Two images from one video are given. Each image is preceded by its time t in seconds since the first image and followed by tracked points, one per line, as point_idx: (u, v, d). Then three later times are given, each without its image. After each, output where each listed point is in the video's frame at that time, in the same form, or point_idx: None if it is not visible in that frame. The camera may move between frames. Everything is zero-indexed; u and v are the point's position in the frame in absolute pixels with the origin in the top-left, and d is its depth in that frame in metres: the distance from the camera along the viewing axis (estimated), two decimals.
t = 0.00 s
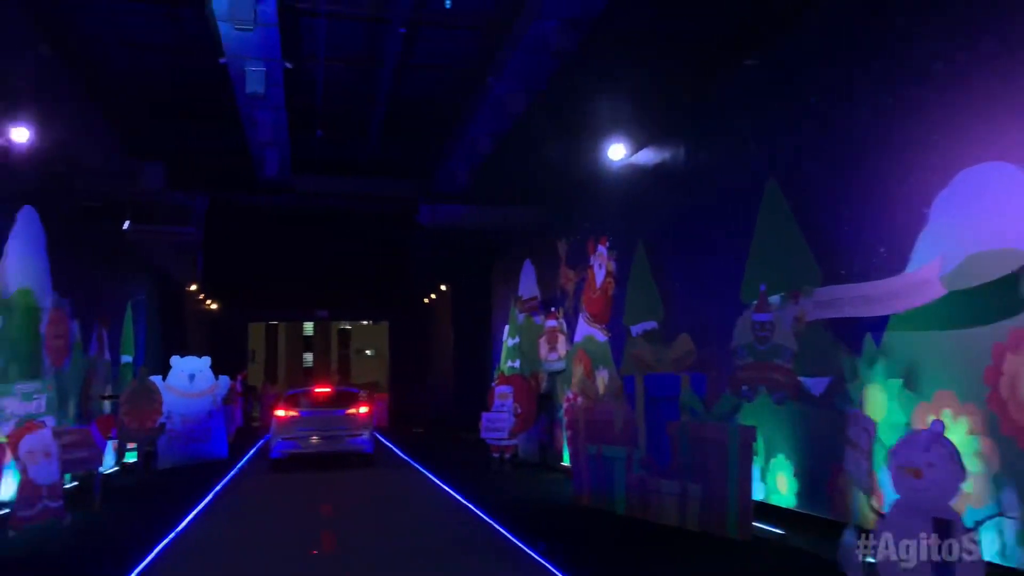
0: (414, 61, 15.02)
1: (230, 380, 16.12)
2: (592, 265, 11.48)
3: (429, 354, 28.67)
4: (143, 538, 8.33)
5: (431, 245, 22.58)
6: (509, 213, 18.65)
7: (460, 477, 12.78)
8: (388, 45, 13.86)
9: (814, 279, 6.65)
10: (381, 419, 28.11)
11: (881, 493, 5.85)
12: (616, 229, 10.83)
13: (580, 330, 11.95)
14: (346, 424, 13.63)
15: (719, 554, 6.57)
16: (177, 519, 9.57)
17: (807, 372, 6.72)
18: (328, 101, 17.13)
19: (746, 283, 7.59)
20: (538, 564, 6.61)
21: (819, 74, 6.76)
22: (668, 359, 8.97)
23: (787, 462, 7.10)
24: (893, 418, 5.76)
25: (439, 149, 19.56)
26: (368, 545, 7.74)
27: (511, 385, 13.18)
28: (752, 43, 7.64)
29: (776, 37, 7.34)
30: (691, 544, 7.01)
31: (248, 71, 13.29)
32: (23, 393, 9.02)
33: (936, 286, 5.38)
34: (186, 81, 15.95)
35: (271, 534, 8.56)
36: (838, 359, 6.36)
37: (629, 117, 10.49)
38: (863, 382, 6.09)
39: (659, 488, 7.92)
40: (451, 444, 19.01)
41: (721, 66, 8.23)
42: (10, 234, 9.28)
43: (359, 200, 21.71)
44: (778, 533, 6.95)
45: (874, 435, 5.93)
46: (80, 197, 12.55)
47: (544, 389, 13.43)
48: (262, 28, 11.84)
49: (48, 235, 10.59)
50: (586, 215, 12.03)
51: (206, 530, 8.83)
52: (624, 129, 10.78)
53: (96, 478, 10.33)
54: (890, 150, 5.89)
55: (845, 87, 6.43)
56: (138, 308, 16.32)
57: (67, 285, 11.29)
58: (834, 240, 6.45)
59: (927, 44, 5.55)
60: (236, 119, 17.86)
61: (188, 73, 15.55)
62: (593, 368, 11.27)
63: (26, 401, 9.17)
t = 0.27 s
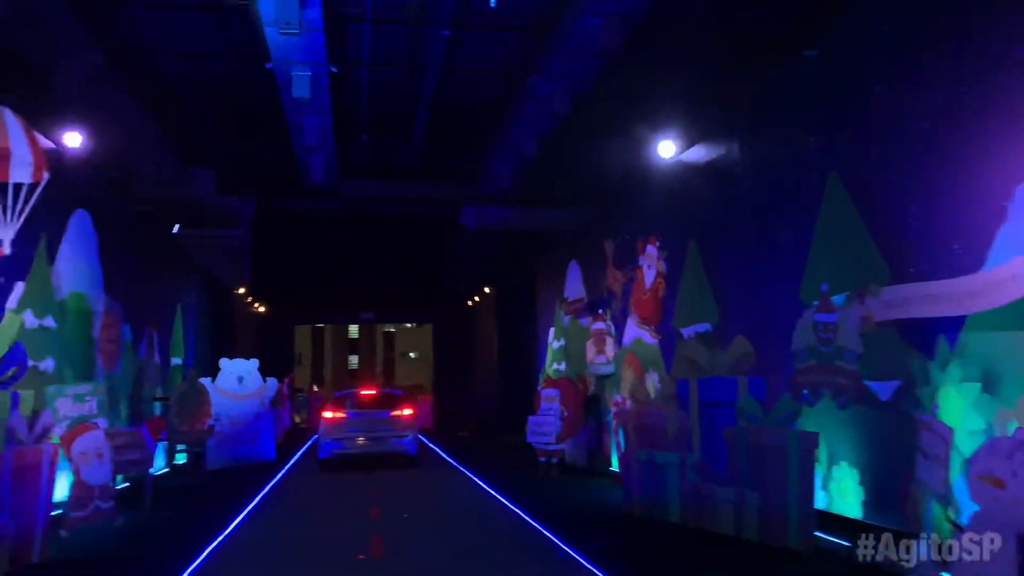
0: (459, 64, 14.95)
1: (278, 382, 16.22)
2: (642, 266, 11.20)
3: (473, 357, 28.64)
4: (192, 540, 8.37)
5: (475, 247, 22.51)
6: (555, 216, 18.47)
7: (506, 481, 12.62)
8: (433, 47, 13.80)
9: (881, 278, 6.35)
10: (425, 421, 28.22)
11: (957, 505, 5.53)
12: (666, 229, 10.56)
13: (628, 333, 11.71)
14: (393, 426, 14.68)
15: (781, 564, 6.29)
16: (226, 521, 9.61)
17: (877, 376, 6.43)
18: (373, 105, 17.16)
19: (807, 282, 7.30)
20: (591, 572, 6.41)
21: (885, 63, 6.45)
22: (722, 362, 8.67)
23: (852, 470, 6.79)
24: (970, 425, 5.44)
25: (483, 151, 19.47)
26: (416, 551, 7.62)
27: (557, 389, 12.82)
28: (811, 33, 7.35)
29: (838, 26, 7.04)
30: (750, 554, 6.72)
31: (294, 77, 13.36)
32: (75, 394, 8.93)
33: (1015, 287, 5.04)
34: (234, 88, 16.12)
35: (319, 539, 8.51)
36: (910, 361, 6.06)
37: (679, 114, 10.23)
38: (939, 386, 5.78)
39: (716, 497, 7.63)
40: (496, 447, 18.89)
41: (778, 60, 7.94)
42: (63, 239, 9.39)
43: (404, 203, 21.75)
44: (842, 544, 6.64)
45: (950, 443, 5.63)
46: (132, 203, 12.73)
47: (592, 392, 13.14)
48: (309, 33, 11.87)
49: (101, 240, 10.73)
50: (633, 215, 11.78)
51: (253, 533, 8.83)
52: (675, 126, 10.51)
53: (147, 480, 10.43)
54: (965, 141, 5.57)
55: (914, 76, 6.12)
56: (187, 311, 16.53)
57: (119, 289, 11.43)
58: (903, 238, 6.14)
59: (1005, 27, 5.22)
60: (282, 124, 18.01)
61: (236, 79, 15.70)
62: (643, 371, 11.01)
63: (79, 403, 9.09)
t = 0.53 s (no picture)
0: (497, 67, 14.85)
1: (317, 386, 16.25)
2: (686, 267, 10.94)
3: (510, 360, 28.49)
4: (232, 543, 8.32)
5: (513, 250, 22.37)
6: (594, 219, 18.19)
7: (546, 488, 12.43)
8: (471, 49, 13.71)
9: (948, 279, 6.07)
10: (462, 425, 28.09)
11: None
12: (711, 230, 10.29)
13: (671, 338, 11.47)
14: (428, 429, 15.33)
15: None
16: (265, 524, 9.56)
17: (941, 382, 6.14)
18: (411, 108, 17.14)
19: (862, 284, 7.01)
20: None
21: (947, 53, 6.15)
22: (772, 367, 8.39)
23: (913, 480, 6.50)
24: None
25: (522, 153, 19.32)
26: (456, 559, 7.50)
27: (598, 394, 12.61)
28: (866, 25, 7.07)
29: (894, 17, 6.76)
30: (801, 566, 6.48)
31: (333, 81, 13.36)
32: (116, 396, 8.80)
33: None
34: (274, 93, 16.21)
35: (358, 544, 8.41)
36: (977, 367, 5.77)
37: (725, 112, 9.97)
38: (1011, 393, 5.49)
39: (764, 505, 7.40)
40: (535, 452, 18.67)
41: (830, 53, 7.67)
42: (106, 241, 9.45)
43: (442, 207, 21.69)
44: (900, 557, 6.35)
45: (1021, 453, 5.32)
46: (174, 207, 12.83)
47: (633, 398, 12.90)
48: (348, 37, 11.85)
49: (143, 244, 10.80)
50: (676, 216, 11.52)
51: (292, 537, 8.76)
52: (720, 125, 10.26)
53: (187, 482, 10.44)
54: None
55: (979, 66, 5.83)
56: (228, 314, 16.63)
57: (160, 292, 11.49)
58: (972, 236, 5.86)
59: None
60: (322, 128, 18.08)
61: (276, 84, 15.79)
62: (687, 376, 10.75)
63: (120, 405, 8.96)
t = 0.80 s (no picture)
0: (526, 66, 14.65)
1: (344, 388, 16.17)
2: (721, 269, 10.67)
3: (537, 363, 28.29)
4: (256, 547, 8.18)
5: (541, 252, 22.18)
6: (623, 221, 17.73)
7: (575, 493, 12.23)
8: (500, 49, 13.54)
9: (1005, 279, 5.79)
10: (489, 428, 27.91)
11: None
12: (748, 230, 9.99)
13: (705, 342, 11.19)
14: (452, 430, 15.90)
15: None
16: (290, 528, 9.41)
17: (998, 388, 5.84)
18: (439, 109, 16.99)
19: (911, 285, 6.73)
20: None
21: (1007, 44, 5.85)
22: (812, 372, 8.12)
23: (967, 492, 6.16)
24: None
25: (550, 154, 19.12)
26: (484, 567, 7.32)
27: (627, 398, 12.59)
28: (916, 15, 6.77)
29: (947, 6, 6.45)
30: None
31: (361, 81, 13.24)
32: (142, 397, 8.74)
33: None
34: (302, 94, 16.16)
35: (385, 549, 8.25)
36: None
37: (763, 110, 9.70)
38: None
39: (806, 516, 7.11)
40: (563, 456, 18.41)
41: (876, 46, 7.36)
42: (134, 240, 9.38)
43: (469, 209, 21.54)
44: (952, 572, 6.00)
45: None
46: (202, 207, 12.79)
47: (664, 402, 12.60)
48: (376, 36, 11.72)
49: (171, 244, 10.74)
50: (710, 217, 11.24)
51: (317, 542, 8.61)
52: (756, 123, 9.97)
53: (213, 483, 10.35)
54: None
55: None
56: (255, 314, 16.59)
57: (188, 293, 11.45)
58: None
59: None
60: (349, 129, 18.00)
61: (304, 85, 15.73)
62: (721, 380, 10.49)
63: (146, 406, 8.91)
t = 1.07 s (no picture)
0: (549, 64, 14.46)
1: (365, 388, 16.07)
2: (750, 267, 10.41)
3: (559, 364, 28.08)
4: (277, 549, 8.06)
5: (562, 253, 21.98)
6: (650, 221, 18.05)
7: (599, 496, 12.03)
8: (521, 47, 13.37)
9: None
10: (510, 429, 27.74)
11: None
12: (778, 228, 9.72)
13: (733, 342, 10.93)
14: (474, 430, 16.38)
15: None
16: (311, 530, 9.28)
17: None
18: (460, 109, 16.86)
19: (954, 283, 6.48)
20: None
21: None
22: (847, 373, 7.86)
23: (1015, 499, 5.89)
24: None
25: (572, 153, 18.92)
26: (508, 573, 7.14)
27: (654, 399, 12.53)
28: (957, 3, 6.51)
29: None
30: None
31: (382, 80, 13.12)
32: (162, 398, 8.74)
33: None
34: (323, 94, 16.09)
35: (407, 552, 8.10)
36: None
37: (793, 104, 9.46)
38: None
39: (841, 521, 6.83)
40: (587, 459, 18.17)
41: (915, 34, 7.09)
42: (155, 240, 9.32)
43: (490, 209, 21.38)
44: None
45: None
46: (224, 207, 12.73)
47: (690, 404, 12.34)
48: (397, 35, 11.58)
49: (192, 244, 10.67)
50: (738, 215, 10.97)
51: (339, 545, 8.47)
52: (786, 117, 9.70)
53: (234, 484, 10.25)
54: None
55: None
56: (277, 314, 16.52)
57: (210, 293, 11.38)
58: None
59: None
60: (370, 129, 17.90)
61: (326, 85, 15.64)
62: (750, 381, 10.24)
63: (166, 406, 8.90)
